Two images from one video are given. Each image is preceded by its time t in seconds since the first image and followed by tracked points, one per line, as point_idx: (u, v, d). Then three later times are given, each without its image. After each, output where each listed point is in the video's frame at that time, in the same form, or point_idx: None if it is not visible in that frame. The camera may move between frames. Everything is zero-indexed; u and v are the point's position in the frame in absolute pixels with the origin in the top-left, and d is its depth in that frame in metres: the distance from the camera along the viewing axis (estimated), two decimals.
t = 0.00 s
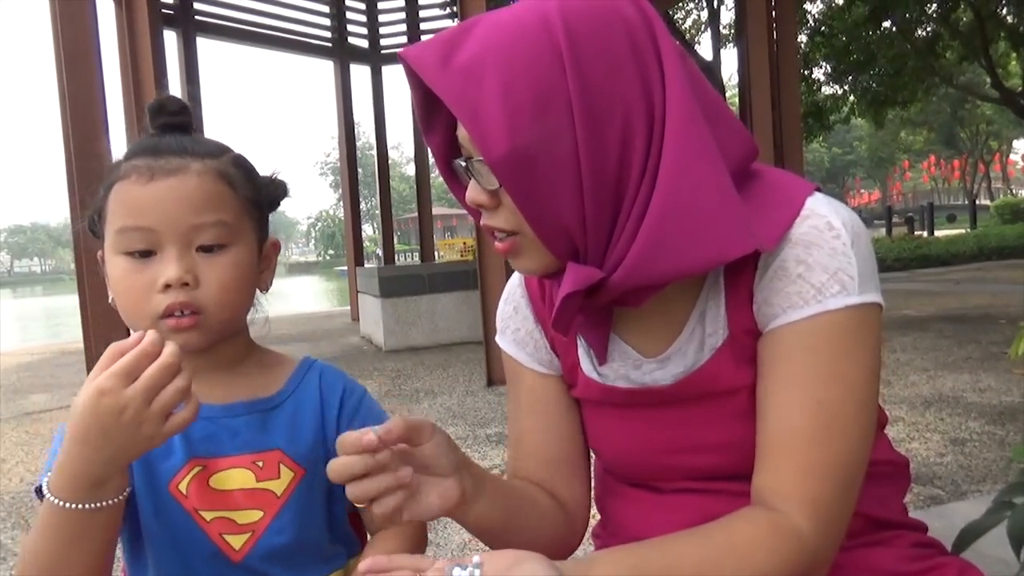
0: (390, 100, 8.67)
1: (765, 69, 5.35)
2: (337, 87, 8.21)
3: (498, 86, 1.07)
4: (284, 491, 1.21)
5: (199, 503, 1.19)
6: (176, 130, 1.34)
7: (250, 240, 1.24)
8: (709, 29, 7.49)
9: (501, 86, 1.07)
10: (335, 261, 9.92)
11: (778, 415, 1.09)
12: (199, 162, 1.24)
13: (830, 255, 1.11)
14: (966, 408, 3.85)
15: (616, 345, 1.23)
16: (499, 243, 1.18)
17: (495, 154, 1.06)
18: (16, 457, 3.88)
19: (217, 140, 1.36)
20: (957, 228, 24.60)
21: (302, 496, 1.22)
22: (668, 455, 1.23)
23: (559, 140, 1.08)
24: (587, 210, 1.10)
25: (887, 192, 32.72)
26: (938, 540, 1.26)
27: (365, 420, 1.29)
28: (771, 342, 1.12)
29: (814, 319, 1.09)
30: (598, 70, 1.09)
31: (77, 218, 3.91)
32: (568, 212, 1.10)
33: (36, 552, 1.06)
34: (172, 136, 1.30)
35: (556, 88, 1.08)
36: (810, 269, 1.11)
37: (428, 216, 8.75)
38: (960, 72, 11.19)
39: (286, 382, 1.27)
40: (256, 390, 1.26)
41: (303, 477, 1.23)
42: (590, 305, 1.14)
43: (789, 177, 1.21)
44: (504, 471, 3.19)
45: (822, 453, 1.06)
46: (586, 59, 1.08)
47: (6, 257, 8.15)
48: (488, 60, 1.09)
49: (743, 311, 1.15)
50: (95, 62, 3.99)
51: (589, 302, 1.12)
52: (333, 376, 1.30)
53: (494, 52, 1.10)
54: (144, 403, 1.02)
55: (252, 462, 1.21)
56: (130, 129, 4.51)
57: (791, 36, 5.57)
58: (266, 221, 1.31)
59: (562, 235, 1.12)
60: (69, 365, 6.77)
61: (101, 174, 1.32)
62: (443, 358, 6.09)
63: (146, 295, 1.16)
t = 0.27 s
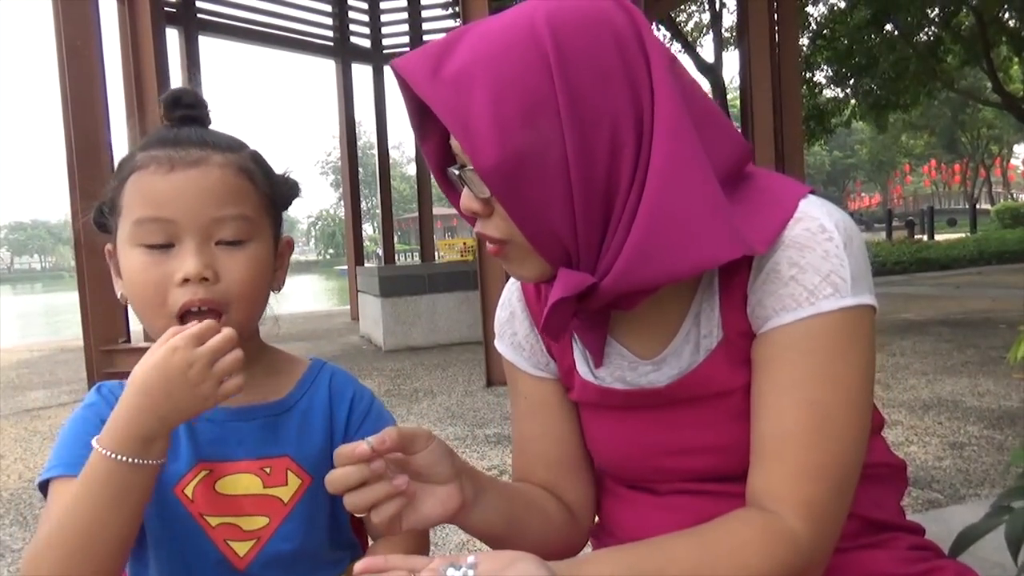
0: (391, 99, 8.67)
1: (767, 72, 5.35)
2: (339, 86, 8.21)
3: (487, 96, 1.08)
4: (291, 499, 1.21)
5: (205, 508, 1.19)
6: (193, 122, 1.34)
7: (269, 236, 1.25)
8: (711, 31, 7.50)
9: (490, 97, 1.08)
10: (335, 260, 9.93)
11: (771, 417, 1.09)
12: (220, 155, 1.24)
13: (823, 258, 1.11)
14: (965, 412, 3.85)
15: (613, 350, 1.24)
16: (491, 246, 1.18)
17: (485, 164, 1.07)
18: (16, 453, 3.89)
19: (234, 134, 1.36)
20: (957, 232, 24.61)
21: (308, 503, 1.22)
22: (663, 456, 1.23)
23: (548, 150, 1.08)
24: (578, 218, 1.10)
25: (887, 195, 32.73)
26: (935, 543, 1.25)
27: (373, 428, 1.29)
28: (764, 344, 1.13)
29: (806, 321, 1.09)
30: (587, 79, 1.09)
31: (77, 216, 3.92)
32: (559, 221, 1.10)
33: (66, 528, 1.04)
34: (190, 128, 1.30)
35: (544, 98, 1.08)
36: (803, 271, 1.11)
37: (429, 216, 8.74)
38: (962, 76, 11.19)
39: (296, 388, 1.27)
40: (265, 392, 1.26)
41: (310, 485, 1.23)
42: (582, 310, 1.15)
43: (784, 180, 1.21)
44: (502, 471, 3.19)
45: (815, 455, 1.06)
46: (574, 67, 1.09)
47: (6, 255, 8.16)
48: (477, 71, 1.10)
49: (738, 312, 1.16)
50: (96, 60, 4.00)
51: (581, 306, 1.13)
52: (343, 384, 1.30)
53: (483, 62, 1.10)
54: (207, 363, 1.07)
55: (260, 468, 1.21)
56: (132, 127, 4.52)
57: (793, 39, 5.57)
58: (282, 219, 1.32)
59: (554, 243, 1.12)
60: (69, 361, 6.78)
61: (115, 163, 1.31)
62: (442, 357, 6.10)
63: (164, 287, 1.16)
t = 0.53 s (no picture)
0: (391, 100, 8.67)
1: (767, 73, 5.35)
2: (339, 86, 8.21)
3: (487, 103, 1.08)
4: (294, 502, 1.22)
5: (209, 508, 1.20)
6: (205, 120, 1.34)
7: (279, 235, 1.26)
8: (711, 33, 7.51)
9: (491, 103, 1.08)
10: (335, 260, 9.93)
11: (771, 420, 1.10)
12: (232, 151, 1.25)
13: (823, 262, 1.12)
14: (964, 415, 3.85)
15: (612, 351, 1.24)
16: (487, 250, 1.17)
17: (486, 172, 1.07)
18: (15, 452, 3.89)
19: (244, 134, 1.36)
20: (956, 234, 24.62)
21: (312, 508, 1.22)
22: (663, 459, 1.23)
23: (548, 156, 1.09)
24: (578, 225, 1.10)
25: (887, 197, 32.74)
26: (933, 546, 1.26)
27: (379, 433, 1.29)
28: (764, 348, 1.13)
29: (807, 325, 1.10)
30: (587, 86, 1.09)
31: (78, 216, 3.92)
32: (559, 227, 1.10)
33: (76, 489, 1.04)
34: (203, 126, 1.30)
35: (544, 104, 1.08)
36: (803, 275, 1.11)
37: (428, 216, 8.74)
38: (962, 78, 11.19)
39: (302, 392, 1.26)
40: (271, 393, 1.25)
41: (314, 489, 1.23)
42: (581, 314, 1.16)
43: (781, 182, 1.22)
44: (501, 472, 3.20)
45: (816, 458, 1.07)
46: (573, 73, 1.09)
47: (6, 254, 8.16)
48: (477, 78, 1.10)
49: (738, 316, 1.16)
50: (96, 59, 4.01)
51: (582, 310, 1.13)
52: (350, 389, 1.30)
53: (482, 69, 1.10)
54: (214, 336, 1.09)
55: (265, 471, 1.22)
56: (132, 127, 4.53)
57: (793, 41, 5.57)
58: (291, 219, 1.32)
59: (554, 248, 1.12)
60: (68, 361, 6.78)
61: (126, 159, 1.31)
62: (442, 358, 6.09)
63: (173, 281, 1.16)
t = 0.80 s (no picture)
0: (391, 101, 8.67)
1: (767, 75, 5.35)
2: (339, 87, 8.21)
3: (525, 91, 1.08)
4: (296, 505, 1.22)
5: (211, 510, 1.21)
6: (208, 120, 1.34)
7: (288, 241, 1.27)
8: (711, 35, 7.52)
9: (529, 91, 1.08)
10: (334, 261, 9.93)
11: (773, 421, 1.10)
12: (241, 158, 1.25)
13: (825, 264, 1.12)
14: (962, 417, 3.86)
15: (614, 354, 1.23)
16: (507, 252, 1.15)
17: (528, 158, 1.07)
18: (13, 452, 3.88)
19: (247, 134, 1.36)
20: (956, 236, 24.62)
21: (313, 510, 1.23)
22: (664, 461, 1.23)
23: (585, 143, 1.10)
24: (612, 214, 1.12)
25: (887, 199, 32.74)
26: (932, 548, 1.26)
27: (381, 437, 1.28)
28: (766, 350, 1.13)
29: (810, 327, 1.10)
30: (620, 78, 1.12)
31: (78, 215, 3.92)
32: (594, 215, 1.11)
33: (48, 489, 1.07)
34: (208, 129, 1.30)
35: (580, 91, 1.10)
36: (806, 277, 1.12)
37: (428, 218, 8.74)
38: (962, 80, 11.20)
39: (302, 395, 1.26)
40: (273, 397, 1.25)
41: (315, 492, 1.23)
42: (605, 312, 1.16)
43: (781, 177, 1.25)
44: (501, 473, 3.20)
45: (819, 461, 1.07)
46: (606, 64, 1.11)
47: (6, 253, 8.16)
48: (513, 67, 1.10)
49: (739, 318, 1.16)
50: (97, 59, 4.01)
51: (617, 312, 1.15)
52: (351, 393, 1.29)
53: (518, 58, 1.11)
54: (191, 340, 1.10)
55: (267, 473, 1.22)
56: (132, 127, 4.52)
57: (793, 43, 5.57)
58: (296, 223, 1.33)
59: (585, 240, 1.12)
60: (67, 361, 6.77)
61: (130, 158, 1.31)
62: (442, 359, 6.09)
63: (184, 291, 1.17)
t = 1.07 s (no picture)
0: (391, 103, 8.67)
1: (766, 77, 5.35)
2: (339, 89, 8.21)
3: (562, 79, 1.09)
4: (293, 508, 1.22)
5: (208, 513, 1.21)
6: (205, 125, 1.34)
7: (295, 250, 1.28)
8: (710, 37, 7.53)
9: (565, 79, 1.09)
10: (334, 262, 9.93)
11: (775, 423, 1.10)
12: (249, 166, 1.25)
13: (830, 268, 1.13)
14: (961, 419, 3.86)
15: (614, 359, 1.24)
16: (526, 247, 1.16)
17: (564, 146, 1.07)
18: (12, 454, 3.89)
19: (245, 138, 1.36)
20: (955, 238, 24.64)
21: (310, 514, 1.23)
22: (663, 463, 1.23)
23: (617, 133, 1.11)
24: (637, 206, 1.13)
25: (886, 200, 32.76)
26: (930, 551, 1.26)
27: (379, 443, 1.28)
28: (769, 353, 1.13)
29: (813, 330, 1.10)
30: (651, 71, 1.13)
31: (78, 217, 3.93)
32: (621, 206, 1.12)
33: (39, 490, 1.09)
34: (212, 133, 1.31)
35: (614, 81, 1.11)
36: (810, 281, 1.12)
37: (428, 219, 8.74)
38: (961, 82, 11.21)
39: (300, 400, 1.26)
40: (275, 401, 1.25)
41: (312, 497, 1.23)
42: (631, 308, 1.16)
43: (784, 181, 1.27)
44: (500, 476, 3.20)
45: (820, 462, 1.07)
46: (638, 56, 1.13)
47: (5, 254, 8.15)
48: (548, 54, 1.11)
49: (743, 321, 1.17)
50: (97, 62, 4.02)
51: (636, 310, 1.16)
52: (349, 398, 1.29)
53: (554, 45, 1.12)
54: (180, 350, 1.11)
55: (264, 477, 1.22)
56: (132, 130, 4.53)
57: (792, 45, 5.58)
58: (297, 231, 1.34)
59: (609, 231, 1.13)
60: (67, 363, 6.77)
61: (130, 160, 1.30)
62: (441, 361, 6.09)
63: (196, 300, 1.17)
